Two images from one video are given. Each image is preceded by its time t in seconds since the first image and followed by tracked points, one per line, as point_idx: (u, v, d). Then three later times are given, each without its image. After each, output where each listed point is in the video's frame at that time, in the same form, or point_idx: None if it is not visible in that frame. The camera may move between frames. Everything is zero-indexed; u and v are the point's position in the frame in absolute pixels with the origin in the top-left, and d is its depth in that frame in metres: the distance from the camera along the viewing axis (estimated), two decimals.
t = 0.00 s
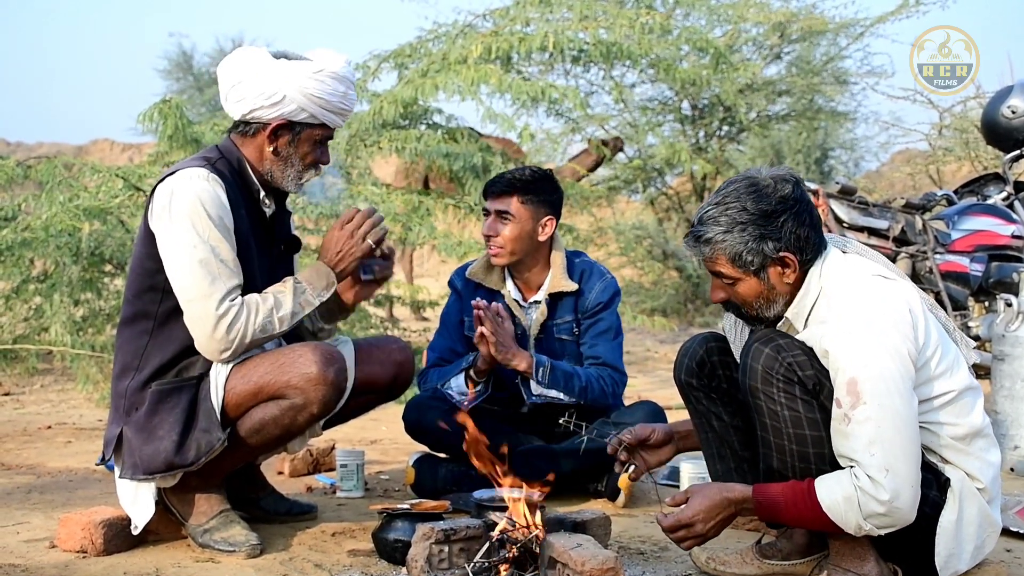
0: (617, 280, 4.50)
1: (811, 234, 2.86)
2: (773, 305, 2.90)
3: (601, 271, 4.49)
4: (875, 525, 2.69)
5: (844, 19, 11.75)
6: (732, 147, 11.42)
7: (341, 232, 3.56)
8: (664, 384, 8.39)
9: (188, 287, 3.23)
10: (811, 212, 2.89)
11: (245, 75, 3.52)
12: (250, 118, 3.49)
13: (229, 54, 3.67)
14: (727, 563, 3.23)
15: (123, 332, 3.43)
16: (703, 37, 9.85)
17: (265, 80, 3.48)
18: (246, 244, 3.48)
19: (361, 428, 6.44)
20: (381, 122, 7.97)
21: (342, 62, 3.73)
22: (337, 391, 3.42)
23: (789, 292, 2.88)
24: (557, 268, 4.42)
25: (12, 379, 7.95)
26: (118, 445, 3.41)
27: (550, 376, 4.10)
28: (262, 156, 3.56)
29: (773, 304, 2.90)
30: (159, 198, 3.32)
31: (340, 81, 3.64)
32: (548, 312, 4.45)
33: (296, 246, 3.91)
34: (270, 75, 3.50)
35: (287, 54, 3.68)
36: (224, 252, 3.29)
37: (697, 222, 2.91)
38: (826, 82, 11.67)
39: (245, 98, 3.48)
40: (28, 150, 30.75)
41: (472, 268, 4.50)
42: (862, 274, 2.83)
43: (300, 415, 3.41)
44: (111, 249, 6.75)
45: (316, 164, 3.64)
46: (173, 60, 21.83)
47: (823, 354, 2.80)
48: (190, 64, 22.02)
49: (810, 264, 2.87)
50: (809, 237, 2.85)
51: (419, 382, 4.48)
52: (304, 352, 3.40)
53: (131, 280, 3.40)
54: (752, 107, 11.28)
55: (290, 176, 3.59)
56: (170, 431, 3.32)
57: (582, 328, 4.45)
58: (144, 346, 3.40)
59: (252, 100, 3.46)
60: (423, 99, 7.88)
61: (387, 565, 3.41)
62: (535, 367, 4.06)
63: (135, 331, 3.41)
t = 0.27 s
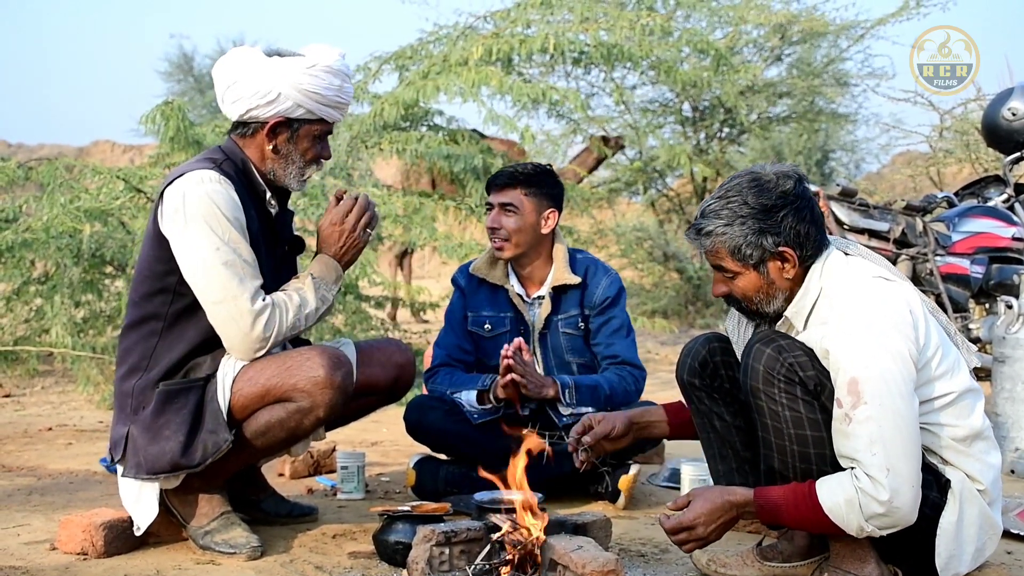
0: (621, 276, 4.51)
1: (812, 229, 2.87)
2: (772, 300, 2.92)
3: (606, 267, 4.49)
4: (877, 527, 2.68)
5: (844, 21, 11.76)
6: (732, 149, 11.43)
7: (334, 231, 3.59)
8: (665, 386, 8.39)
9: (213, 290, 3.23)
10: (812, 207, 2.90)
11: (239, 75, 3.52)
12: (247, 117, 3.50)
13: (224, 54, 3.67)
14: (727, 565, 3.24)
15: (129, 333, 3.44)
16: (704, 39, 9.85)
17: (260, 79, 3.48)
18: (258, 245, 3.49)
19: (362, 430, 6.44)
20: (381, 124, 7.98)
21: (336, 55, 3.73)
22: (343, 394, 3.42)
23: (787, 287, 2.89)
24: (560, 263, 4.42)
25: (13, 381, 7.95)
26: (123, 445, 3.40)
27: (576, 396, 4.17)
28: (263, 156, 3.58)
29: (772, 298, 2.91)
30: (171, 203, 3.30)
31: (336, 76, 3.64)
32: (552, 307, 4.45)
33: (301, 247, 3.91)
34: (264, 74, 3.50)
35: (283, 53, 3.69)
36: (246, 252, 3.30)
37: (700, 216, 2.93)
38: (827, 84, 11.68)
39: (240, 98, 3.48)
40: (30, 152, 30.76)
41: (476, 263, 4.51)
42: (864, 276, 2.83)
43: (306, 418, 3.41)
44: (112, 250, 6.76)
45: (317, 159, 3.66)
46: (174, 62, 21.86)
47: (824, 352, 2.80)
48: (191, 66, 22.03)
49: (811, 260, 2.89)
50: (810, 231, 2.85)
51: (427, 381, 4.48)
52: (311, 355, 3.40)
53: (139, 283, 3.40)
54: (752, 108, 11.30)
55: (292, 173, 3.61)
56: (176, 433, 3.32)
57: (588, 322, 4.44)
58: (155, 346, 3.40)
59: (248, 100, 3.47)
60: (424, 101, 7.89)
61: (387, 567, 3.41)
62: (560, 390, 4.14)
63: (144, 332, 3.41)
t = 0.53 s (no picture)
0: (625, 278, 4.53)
1: (806, 229, 2.87)
2: (766, 300, 2.91)
3: (610, 268, 4.52)
4: (882, 527, 2.68)
5: (845, 23, 11.76)
6: (733, 151, 11.44)
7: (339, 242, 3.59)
8: (667, 388, 8.39)
9: (201, 291, 3.22)
10: (807, 208, 2.91)
11: (231, 74, 3.55)
12: (237, 116, 3.53)
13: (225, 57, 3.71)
14: (729, 566, 3.22)
15: (129, 337, 3.44)
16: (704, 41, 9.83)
17: (249, 77, 3.50)
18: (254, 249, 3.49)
19: (363, 432, 6.44)
20: (382, 126, 7.98)
21: (334, 56, 3.71)
22: (343, 396, 3.42)
23: (781, 286, 2.89)
24: (564, 259, 4.42)
25: (14, 384, 7.95)
26: (123, 448, 3.41)
27: (590, 421, 4.13)
28: (259, 157, 3.58)
29: (767, 298, 2.91)
30: (168, 205, 3.31)
31: (326, 72, 3.60)
32: (556, 304, 4.45)
33: (300, 250, 3.92)
34: (255, 71, 3.52)
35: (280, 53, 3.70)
36: (236, 257, 3.29)
37: (695, 215, 2.94)
38: (827, 85, 11.68)
39: (231, 96, 3.52)
40: (31, 155, 30.76)
41: (481, 260, 4.51)
42: (858, 276, 2.84)
43: (306, 420, 3.41)
44: (113, 253, 6.75)
45: (310, 159, 3.62)
46: (174, 64, 21.84)
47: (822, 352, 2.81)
48: (191, 69, 22.02)
49: (805, 261, 2.89)
50: (804, 231, 2.86)
51: (432, 377, 4.41)
52: (312, 357, 3.40)
53: (138, 287, 3.41)
54: (753, 110, 11.34)
55: (285, 172, 3.58)
56: (176, 436, 3.32)
57: (593, 321, 4.45)
58: (153, 350, 3.40)
59: (237, 97, 3.50)
60: (424, 103, 7.91)
61: (388, 570, 3.41)
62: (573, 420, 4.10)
63: (142, 336, 3.41)
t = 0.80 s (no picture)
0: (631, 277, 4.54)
1: (800, 233, 2.88)
2: (756, 301, 2.92)
3: (616, 267, 4.52)
4: (885, 528, 2.68)
5: (847, 25, 11.76)
6: (734, 152, 11.44)
7: (346, 275, 3.53)
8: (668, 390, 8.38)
9: (173, 288, 3.23)
10: (802, 212, 2.92)
11: (240, 72, 3.59)
12: (241, 114, 3.57)
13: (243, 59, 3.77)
14: (729, 569, 3.21)
15: (128, 338, 3.44)
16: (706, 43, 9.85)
17: (254, 76, 3.54)
18: (250, 251, 3.48)
19: (364, 434, 6.44)
20: (383, 128, 7.99)
21: (342, 67, 3.72)
22: (343, 396, 3.42)
23: (770, 286, 2.90)
24: (570, 258, 4.44)
25: (15, 385, 7.95)
26: (123, 451, 3.41)
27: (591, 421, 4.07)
28: (259, 157, 3.58)
29: (757, 300, 2.92)
30: (164, 203, 3.33)
31: (328, 78, 3.59)
32: (562, 303, 4.45)
33: (300, 254, 3.91)
34: (260, 72, 3.55)
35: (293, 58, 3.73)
36: (214, 259, 3.26)
37: (690, 211, 2.94)
38: (828, 87, 11.68)
39: (235, 94, 3.56)
40: (33, 157, 30.78)
41: (487, 259, 4.52)
42: (852, 277, 2.84)
43: (306, 421, 3.41)
44: (114, 255, 6.76)
45: (307, 165, 3.59)
46: (175, 66, 21.83)
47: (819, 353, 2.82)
48: (193, 71, 21.99)
49: (797, 263, 2.89)
50: (797, 235, 2.86)
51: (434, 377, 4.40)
52: (311, 358, 3.40)
53: (136, 287, 3.40)
54: (755, 112, 11.41)
55: (281, 175, 3.56)
56: (176, 437, 3.33)
57: (598, 320, 4.45)
58: (149, 352, 3.40)
59: (239, 95, 3.53)
60: (426, 105, 7.92)
61: (389, 571, 3.41)
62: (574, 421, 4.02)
63: (139, 337, 3.41)
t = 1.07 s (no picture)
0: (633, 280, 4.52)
1: (798, 235, 2.88)
2: (756, 303, 2.91)
3: (617, 270, 4.50)
4: (887, 531, 2.67)
5: (848, 27, 11.76)
6: (736, 154, 11.44)
7: (349, 293, 3.45)
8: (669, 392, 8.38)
9: (175, 291, 3.24)
10: (800, 214, 2.91)
11: (248, 74, 3.62)
12: (246, 115, 3.58)
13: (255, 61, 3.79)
14: (731, 571, 3.21)
15: (131, 337, 3.44)
16: (707, 45, 9.85)
17: (262, 78, 3.56)
18: (253, 253, 3.48)
19: (365, 435, 6.44)
20: (384, 130, 8.00)
21: (351, 76, 3.74)
22: (344, 399, 3.42)
23: (770, 289, 2.90)
24: (573, 266, 4.43)
25: (16, 387, 7.96)
26: (123, 450, 3.41)
27: (599, 403, 4.19)
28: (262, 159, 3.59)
29: (757, 301, 2.91)
30: (169, 203, 3.33)
31: (336, 87, 3.61)
32: (564, 308, 4.44)
33: (303, 256, 3.91)
34: (269, 74, 3.57)
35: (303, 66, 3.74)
36: (216, 263, 3.27)
37: (689, 214, 2.94)
38: (830, 89, 11.67)
39: (242, 95, 3.57)
40: (34, 158, 30.79)
41: (488, 264, 4.50)
42: (851, 279, 2.84)
43: (307, 423, 3.42)
44: (115, 256, 6.75)
45: (308, 169, 3.59)
46: (176, 67, 21.81)
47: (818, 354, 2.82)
48: (194, 72, 21.99)
49: (796, 266, 2.89)
50: (795, 237, 2.86)
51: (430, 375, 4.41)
52: (313, 359, 3.40)
53: (140, 287, 3.41)
54: (756, 114, 11.41)
55: (281, 177, 3.57)
56: (176, 438, 3.33)
57: (600, 325, 4.45)
58: (151, 353, 3.40)
59: (247, 97, 3.55)
60: (427, 107, 7.93)
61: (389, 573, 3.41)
62: (583, 398, 4.16)
63: (141, 337, 3.41)
